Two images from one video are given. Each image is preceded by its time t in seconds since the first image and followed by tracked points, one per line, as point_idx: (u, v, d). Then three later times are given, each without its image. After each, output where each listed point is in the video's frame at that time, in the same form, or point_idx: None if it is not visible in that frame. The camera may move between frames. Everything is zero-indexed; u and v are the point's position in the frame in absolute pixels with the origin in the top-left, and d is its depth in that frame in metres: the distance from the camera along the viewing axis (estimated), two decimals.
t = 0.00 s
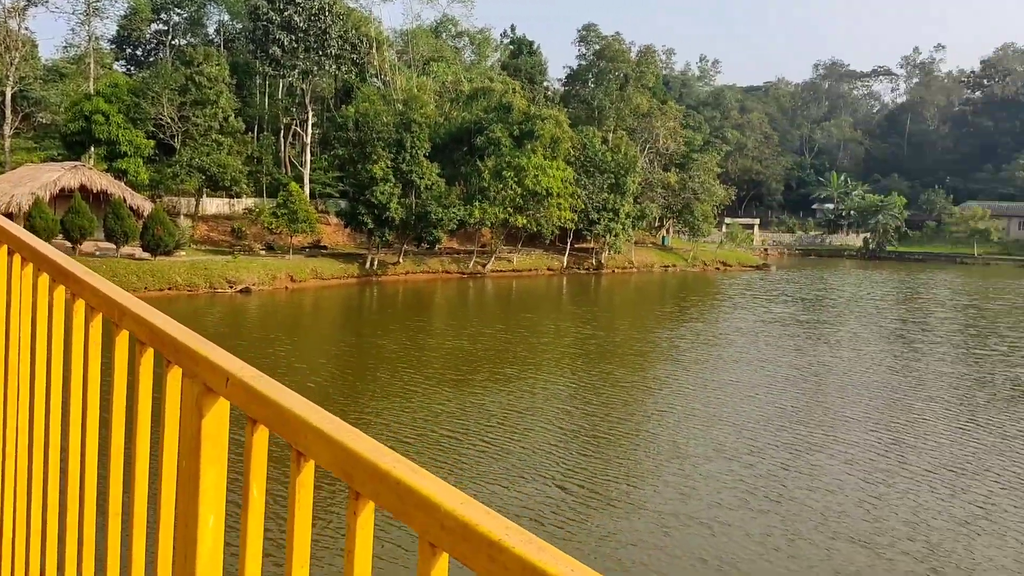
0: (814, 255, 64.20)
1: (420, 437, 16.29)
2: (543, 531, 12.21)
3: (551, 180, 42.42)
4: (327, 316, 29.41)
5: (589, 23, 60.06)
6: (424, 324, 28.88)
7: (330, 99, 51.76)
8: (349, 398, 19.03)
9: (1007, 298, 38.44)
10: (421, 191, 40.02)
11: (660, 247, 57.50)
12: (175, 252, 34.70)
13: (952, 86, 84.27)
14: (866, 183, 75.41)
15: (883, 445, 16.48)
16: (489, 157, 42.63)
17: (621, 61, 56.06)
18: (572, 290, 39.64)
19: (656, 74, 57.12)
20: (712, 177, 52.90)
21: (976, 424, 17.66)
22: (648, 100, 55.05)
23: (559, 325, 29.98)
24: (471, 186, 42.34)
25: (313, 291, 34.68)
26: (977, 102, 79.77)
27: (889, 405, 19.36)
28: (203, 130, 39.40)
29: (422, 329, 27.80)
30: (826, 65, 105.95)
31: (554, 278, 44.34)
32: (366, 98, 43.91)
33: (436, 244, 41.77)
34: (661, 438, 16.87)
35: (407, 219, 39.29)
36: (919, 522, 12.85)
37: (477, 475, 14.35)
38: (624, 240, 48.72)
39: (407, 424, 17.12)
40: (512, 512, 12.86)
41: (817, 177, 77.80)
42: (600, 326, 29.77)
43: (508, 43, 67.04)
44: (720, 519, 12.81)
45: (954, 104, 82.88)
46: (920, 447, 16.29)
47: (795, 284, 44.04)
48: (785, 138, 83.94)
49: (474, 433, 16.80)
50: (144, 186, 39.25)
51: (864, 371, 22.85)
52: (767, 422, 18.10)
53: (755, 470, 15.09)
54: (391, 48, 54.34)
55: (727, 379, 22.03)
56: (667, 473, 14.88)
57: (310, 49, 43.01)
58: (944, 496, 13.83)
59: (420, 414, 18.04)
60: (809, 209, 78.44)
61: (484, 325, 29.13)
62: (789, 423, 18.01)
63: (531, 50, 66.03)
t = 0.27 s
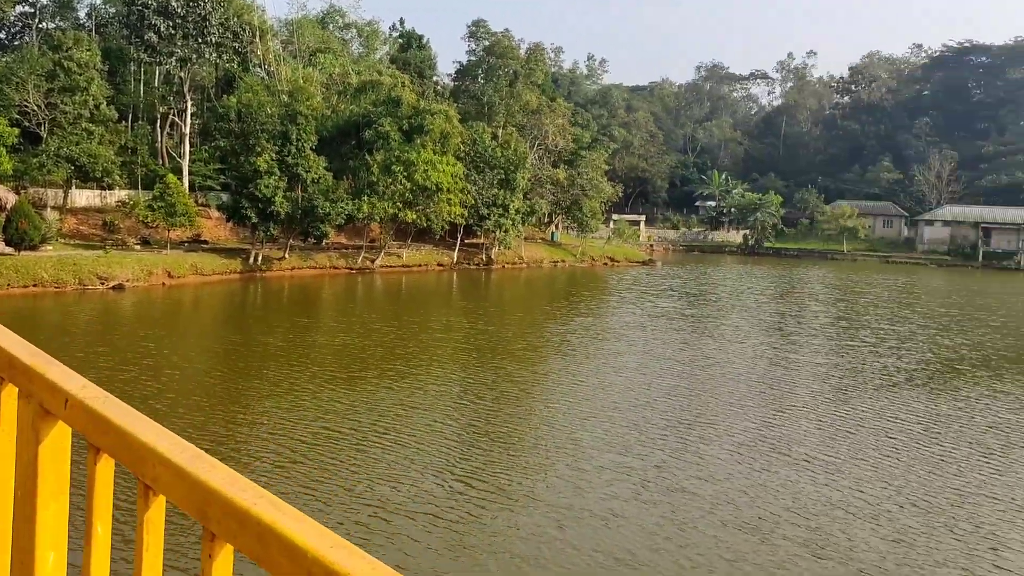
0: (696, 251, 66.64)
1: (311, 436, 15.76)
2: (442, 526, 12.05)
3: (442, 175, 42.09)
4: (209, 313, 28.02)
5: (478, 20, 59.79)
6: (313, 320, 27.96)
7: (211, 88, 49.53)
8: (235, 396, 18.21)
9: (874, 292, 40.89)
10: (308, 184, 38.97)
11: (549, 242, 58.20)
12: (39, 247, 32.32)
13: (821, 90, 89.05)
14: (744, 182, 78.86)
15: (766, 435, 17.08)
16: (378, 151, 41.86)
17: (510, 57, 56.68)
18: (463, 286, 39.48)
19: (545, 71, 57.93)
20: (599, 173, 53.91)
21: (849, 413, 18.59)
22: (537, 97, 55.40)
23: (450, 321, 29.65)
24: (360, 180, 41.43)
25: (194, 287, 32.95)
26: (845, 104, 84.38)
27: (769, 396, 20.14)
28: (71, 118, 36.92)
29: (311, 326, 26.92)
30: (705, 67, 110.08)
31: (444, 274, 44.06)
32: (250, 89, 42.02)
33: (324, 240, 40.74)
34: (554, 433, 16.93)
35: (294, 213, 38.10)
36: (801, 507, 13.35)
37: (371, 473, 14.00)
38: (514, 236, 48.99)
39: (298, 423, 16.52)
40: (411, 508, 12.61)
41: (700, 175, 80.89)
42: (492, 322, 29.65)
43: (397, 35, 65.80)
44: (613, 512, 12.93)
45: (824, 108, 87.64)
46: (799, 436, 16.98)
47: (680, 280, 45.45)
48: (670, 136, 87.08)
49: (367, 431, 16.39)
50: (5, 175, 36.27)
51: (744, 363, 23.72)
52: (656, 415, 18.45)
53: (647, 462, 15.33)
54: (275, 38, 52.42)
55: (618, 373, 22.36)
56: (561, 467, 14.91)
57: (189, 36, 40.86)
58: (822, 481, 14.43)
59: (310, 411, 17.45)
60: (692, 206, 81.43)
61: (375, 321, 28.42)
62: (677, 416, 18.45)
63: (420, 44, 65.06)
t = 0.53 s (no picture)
0: (572, 247, 67.91)
1: (178, 440, 14.81)
2: (321, 529, 11.54)
3: (315, 170, 40.55)
4: (62, 313, 25.76)
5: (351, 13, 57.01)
6: (179, 319, 26.26)
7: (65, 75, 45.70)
8: (94, 399, 16.88)
9: (740, 286, 42.80)
10: (173, 178, 36.69)
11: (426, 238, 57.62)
12: None
13: (689, 91, 92.54)
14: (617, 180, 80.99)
15: (641, 426, 17.39)
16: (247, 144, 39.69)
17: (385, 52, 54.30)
18: (339, 282, 38.34)
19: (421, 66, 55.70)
20: (475, 170, 54.35)
21: (720, 403, 19.21)
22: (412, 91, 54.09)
23: (328, 318, 28.63)
24: (228, 176, 39.31)
25: (44, 288, 30.04)
26: (711, 105, 88.04)
27: (644, 388, 20.54)
28: None
29: (177, 325, 25.34)
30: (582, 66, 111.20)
31: (319, 271, 42.61)
32: (106, 77, 38.22)
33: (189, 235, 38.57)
34: (435, 430, 16.56)
35: (157, 208, 35.70)
36: (678, 496, 13.58)
37: (244, 477, 13.26)
38: (390, 232, 48.00)
39: (163, 426, 15.46)
40: (288, 512, 12.00)
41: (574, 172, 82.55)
42: (371, 319, 28.85)
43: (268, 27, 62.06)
44: (495, 507, 12.72)
45: (691, 108, 91.16)
46: (675, 427, 17.35)
47: (557, 275, 46.09)
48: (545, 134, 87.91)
49: (239, 433, 15.53)
50: None
51: (620, 357, 24.14)
52: (537, 409, 18.41)
53: (528, 457, 15.21)
54: (135, 25, 48.72)
55: (498, 369, 22.20)
56: (442, 463, 14.58)
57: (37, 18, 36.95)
58: (697, 470, 14.77)
59: (177, 413, 16.37)
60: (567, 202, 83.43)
61: (247, 320, 27.07)
62: (557, 410, 18.47)
63: (292, 35, 61.44)
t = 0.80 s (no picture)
0: (439, 238, 67.64)
1: (20, 447, 13.65)
2: (186, 532, 10.97)
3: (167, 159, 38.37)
4: None
5: None
6: (19, 317, 24.04)
7: None
8: None
9: (604, 276, 44.14)
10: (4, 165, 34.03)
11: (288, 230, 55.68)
12: None
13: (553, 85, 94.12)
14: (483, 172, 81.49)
15: (513, 415, 17.52)
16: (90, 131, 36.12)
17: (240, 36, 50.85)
18: (197, 276, 36.34)
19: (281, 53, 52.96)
20: (339, 160, 53.01)
21: (587, 390, 19.67)
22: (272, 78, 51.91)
23: (186, 313, 27.02)
24: (69, 163, 36.22)
25: None
26: (575, 98, 89.86)
27: (514, 377, 20.73)
28: None
29: (14, 323, 23.20)
30: (448, 57, 110.57)
31: (174, 264, 40.22)
32: None
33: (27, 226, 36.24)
34: (305, 425, 16.01)
35: None
36: (550, 483, 13.75)
37: (99, 482, 12.42)
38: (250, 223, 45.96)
39: (2, 433, 14.18)
40: (149, 516, 11.33)
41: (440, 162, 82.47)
42: (232, 313, 27.44)
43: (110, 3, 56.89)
44: (367, 502, 12.40)
45: (555, 102, 92.77)
46: (545, 415, 17.59)
47: (427, 266, 45.70)
48: (411, 124, 86.63)
49: (90, 437, 14.46)
50: None
51: (489, 347, 24.25)
52: (407, 401, 18.15)
53: (400, 450, 14.95)
54: None
55: (368, 362, 21.74)
56: (311, 459, 14.09)
57: None
58: (568, 457, 15.02)
59: (19, 418, 15.12)
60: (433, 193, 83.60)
61: (95, 316, 25.13)
62: (427, 401, 18.29)
63: (139, 16, 57.75)
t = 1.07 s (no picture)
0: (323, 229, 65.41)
1: None
2: (56, 539, 10.11)
3: (23, 145, 34.92)
4: None
5: None
6: None
7: None
8: None
9: (492, 266, 44.06)
10: None
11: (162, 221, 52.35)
12: None
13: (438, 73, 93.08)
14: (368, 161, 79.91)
15: (404, 406, 17.11)
16: None
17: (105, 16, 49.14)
18: (60, 269, 33.61)
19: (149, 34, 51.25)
20: (215, 148, 49.89)
21: (479, 380, 19.44)
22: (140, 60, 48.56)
23: (48, 308, 24.95)
24: None
25: None
26: (461, 88, 89.13)
27: (404, 368, 20.27)
28: None
29: None
30: (328, 44, 107.60)
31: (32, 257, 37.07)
32: None
33: None
34: (184, 422, 15.06)
35: None
36: (443, 473, 13.45)
37: None
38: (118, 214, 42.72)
39: None
40: (13, 524, 10.37)
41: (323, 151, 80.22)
42: (101, 308, 25.57)
43: None
44: (248, 501, 11.70)
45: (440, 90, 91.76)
46: (437, 405, 17.28)
47: (311, 258, 44.26)
48: (291, 111, 83.45)
49: None
50: None
51: (378, 338, 23.64)
52: (293, 395, 17.36)
53: (285, 445, 14.24)
54: None
55: (250, 356, 20.71)
56: (190, 457, 13.23)
57: None
58: (461, 447, 14.75)
59: None
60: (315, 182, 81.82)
61: None
62: (314, 395, 17.58)
63: None
